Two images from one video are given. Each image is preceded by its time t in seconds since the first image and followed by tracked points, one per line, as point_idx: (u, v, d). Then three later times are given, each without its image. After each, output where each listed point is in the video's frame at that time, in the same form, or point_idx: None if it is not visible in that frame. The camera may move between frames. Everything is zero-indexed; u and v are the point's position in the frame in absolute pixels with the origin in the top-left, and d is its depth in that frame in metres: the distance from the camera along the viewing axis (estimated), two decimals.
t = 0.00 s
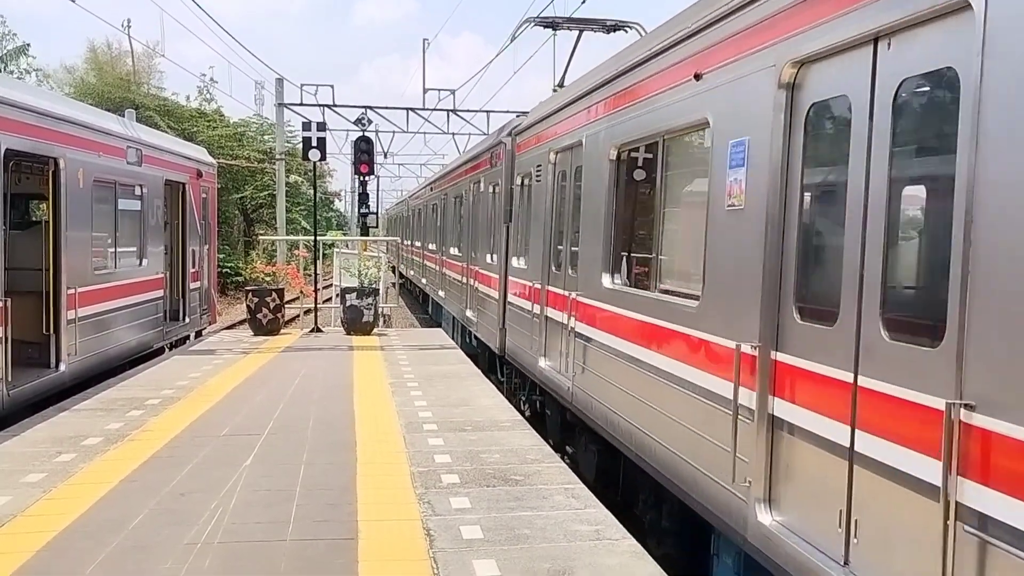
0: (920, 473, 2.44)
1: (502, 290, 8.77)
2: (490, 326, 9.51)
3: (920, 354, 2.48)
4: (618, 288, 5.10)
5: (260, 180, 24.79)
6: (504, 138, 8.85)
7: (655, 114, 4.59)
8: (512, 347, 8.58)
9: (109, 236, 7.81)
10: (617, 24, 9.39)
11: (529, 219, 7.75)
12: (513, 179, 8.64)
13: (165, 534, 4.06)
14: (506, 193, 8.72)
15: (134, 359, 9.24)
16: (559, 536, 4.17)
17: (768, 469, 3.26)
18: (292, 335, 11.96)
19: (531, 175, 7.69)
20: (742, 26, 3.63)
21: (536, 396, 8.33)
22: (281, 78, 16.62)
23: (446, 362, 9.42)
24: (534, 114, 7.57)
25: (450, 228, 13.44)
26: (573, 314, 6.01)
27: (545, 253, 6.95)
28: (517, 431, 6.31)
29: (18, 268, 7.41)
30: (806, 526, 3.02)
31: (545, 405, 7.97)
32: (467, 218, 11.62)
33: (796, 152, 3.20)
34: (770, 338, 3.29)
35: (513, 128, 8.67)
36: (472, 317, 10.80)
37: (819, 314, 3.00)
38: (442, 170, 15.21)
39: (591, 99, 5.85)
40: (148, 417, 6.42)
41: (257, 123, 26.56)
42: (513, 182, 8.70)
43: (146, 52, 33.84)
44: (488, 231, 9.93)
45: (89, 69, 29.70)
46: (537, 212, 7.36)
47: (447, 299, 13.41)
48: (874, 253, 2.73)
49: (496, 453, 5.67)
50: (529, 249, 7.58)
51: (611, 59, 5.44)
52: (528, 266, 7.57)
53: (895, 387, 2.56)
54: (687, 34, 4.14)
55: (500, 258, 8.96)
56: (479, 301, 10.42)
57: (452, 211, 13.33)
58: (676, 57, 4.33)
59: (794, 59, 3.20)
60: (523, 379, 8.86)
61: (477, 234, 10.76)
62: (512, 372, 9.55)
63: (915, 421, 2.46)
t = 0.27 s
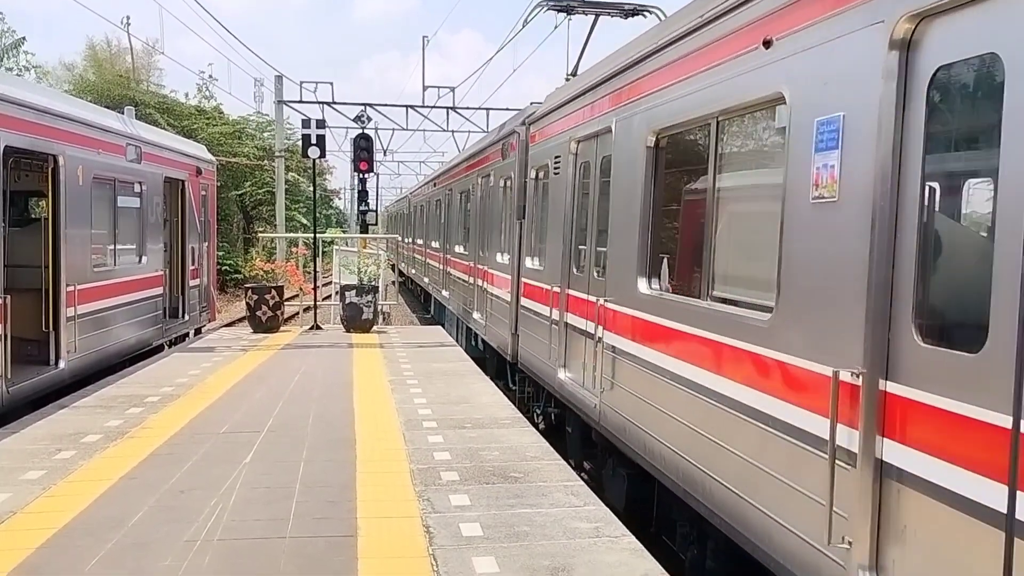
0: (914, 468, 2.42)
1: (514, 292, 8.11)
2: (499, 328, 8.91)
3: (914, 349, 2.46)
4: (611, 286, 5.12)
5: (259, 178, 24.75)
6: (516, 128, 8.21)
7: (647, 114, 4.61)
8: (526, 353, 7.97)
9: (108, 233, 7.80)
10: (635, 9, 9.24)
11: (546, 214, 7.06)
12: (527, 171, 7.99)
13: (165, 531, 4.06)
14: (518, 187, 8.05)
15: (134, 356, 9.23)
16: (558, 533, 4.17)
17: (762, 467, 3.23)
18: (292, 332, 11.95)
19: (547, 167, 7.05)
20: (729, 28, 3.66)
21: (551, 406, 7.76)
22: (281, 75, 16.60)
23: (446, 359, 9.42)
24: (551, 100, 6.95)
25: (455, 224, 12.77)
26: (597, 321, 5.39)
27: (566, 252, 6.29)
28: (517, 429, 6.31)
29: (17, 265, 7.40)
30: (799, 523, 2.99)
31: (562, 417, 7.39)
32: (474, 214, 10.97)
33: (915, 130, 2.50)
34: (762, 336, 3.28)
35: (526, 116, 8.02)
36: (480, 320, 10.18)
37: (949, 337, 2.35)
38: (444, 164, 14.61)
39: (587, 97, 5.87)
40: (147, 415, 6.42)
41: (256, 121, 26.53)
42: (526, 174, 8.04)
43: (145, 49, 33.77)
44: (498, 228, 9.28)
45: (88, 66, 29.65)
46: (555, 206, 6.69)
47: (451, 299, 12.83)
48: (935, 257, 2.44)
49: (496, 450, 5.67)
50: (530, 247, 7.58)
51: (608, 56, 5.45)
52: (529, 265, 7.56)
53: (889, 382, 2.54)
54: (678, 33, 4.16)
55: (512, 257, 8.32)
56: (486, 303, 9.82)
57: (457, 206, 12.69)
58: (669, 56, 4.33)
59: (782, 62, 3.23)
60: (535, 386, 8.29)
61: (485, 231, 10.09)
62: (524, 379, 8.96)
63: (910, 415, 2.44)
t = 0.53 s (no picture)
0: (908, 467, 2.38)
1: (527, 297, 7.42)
2: (508, 335, 8.23)
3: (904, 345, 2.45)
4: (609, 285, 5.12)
5: (258, 177, 24.73)
6: (530, 119, 7.55)
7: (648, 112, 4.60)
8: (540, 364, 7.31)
9: (107, 231, 7.79)
10: None
11: (566, 213, 6.38)
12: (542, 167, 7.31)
13: (163, 530, 4.07)
14: (532, 183, 7.35)
15: (133, 355, 9.23)
16: (557, 532, 4.17)
17: (761, 465, 3.20)
18: (291, 331, 11.95)
19: (567, 161, 6.41)
20: (731, 25, 3.63)
21: (565, 421, 7.11)
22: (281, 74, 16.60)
23: (445, 358, 9.42)
24: (570, 89, 6.34)
25: (459, 223, 12.05)
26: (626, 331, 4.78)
27: (590, 254, 5.62)
28: (515, 428, 6.31)
29: (16, 264, 7.40)
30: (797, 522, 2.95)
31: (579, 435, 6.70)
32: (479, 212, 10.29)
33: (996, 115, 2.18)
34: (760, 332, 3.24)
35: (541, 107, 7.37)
36: (486, 325, 9.50)
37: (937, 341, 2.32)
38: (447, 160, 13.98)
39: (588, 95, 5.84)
40: (146, 413, 6.41)
41: (255, 120, 26.51)
42: (542, 170, 7.36)
43: (144, 47, 33.74)
44: (507, 228, 8.58)
45: (87, 64, 29.61)
46: (578, 203, 6.00)
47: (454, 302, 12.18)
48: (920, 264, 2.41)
49: (494, 449, 5.67)
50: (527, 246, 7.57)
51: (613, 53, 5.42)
52: (526, 263, 7.56)
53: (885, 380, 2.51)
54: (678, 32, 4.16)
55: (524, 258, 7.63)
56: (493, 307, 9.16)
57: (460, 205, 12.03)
58: (668, 55, 4.34)
59: (781, 59, 3.21)
60: (547, 399, 7.64)
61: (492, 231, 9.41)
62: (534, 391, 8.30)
63: (905, 413, 2.41)
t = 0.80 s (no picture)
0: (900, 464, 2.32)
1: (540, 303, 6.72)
2: (519, 343, 7.56)
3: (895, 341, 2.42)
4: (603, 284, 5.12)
5: (257, 176, 24.73)
6: (547, 108, 6.83)
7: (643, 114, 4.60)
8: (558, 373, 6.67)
9: (106, 231, 7.79)
10: None
11: (589, 211, 5.65)
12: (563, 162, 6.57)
13: (162, 529, 4.06)
14: (547, 178, 6.64)
15: (132, 354, 9.23)
16: (556, 532, 4.17)
17: (754, 461, 3.13)
18: (290, 330, 11.95)
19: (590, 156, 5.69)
20: (723, 29, 3.63)
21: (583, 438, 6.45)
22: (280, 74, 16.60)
23: (444, 358, 9.42)
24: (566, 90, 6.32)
25: (465, 222, 11.39)
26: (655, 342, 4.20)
27: (614, 259, 4.93)
28: (514, 428, 6.32)
29: (15, 263, 7.39)
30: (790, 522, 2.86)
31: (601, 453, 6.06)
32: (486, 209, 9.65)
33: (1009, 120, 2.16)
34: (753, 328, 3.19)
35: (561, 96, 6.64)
36: (495, 330, 8.85)
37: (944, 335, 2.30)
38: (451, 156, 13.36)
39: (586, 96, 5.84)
40: (145, 413, 6.41)
41: (254, 119, 26.52)
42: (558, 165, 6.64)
43: (144, 47, 33.72)
44: (517, 225, 7.91)
45: (86, 63, 29.61)
46: (602, 201, 5.28)
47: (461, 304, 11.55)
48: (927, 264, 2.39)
49: (494, 449, 5.67)
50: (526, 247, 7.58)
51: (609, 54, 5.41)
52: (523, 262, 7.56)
53: (876, 376, 2.45)
54: (672, 35, 4.15)
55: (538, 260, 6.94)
56: (502, 311, 8.50)
57: (465, 200, 11.34)
58: (662, 58, 4.32)
59: (767, 64, 3.22)
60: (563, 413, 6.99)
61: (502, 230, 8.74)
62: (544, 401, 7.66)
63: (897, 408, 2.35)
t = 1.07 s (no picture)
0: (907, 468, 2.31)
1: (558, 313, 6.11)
2: (533, 356, 6.96)
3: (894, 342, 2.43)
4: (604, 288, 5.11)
5: (256, 178, 24.74)
6: (564, 101, 6.27)
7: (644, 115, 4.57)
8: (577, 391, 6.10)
9: (104, 233, 7.78)
10: None
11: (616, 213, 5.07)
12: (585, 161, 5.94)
13: (160, 532, 4.06)
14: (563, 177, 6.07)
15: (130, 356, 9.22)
16: (555, 534, 4.17)
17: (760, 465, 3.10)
18: (289, 333, 11.95)
19: (618, 152, 5.12)
20: (728, 29, 3.61)
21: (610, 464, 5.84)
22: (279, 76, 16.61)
23: (443, 360, 9.43)
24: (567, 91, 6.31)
25: (471, 224, 10.83)
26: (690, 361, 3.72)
27: (648, 268, 4.36)
28: (514, 430, 6.32)
29: (13, 265, 7.39)
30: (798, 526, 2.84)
31: (631, 481, 5.46)
32: (495, 211, 9.06)
33: None
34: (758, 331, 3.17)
35: (579, 87, 6.09)
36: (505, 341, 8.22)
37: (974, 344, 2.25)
38: (455, 155, 12.79)
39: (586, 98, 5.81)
40: (144, 415, 6.41)
41: (253, 122, 26.54)
42: (576, 162, 6.04)
43: (142, 49, 33.74)
44: (529, 227, 7.31)
45: (85, 66, 29.63)
46: (631, 201, 4.72)
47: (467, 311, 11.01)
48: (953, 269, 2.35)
49: (493, 451, 5.67)
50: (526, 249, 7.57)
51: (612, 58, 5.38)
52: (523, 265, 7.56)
53: (882, 378, 2.44)
54: (677, 36, 4.14)
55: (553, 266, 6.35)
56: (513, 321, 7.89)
57: (473, 201, 10.79)
58: (666, 59, 4.32)
59: (776, 62, 3.18)
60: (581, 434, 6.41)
61: (512, 233, 8.14)
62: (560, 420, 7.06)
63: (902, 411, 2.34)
